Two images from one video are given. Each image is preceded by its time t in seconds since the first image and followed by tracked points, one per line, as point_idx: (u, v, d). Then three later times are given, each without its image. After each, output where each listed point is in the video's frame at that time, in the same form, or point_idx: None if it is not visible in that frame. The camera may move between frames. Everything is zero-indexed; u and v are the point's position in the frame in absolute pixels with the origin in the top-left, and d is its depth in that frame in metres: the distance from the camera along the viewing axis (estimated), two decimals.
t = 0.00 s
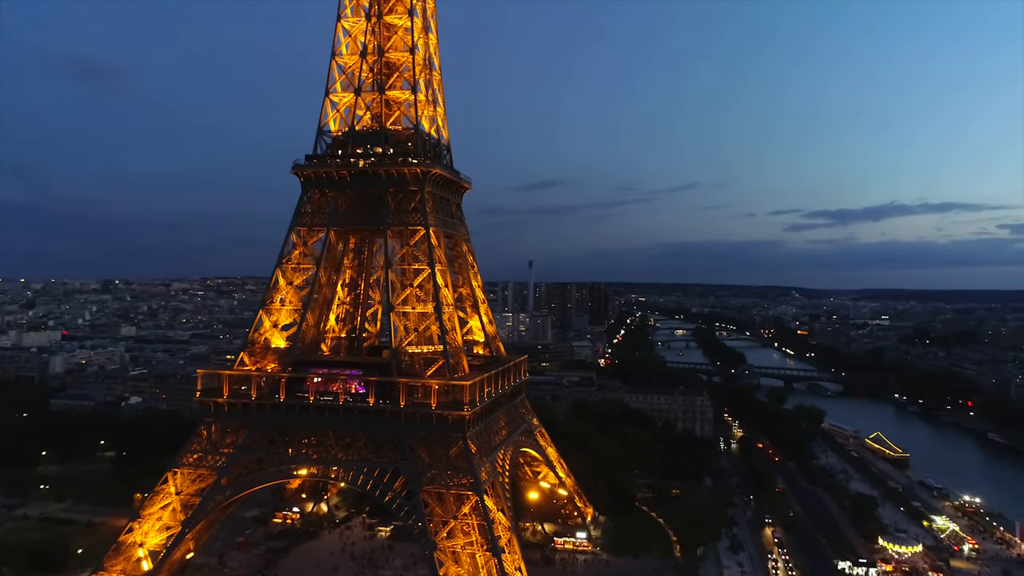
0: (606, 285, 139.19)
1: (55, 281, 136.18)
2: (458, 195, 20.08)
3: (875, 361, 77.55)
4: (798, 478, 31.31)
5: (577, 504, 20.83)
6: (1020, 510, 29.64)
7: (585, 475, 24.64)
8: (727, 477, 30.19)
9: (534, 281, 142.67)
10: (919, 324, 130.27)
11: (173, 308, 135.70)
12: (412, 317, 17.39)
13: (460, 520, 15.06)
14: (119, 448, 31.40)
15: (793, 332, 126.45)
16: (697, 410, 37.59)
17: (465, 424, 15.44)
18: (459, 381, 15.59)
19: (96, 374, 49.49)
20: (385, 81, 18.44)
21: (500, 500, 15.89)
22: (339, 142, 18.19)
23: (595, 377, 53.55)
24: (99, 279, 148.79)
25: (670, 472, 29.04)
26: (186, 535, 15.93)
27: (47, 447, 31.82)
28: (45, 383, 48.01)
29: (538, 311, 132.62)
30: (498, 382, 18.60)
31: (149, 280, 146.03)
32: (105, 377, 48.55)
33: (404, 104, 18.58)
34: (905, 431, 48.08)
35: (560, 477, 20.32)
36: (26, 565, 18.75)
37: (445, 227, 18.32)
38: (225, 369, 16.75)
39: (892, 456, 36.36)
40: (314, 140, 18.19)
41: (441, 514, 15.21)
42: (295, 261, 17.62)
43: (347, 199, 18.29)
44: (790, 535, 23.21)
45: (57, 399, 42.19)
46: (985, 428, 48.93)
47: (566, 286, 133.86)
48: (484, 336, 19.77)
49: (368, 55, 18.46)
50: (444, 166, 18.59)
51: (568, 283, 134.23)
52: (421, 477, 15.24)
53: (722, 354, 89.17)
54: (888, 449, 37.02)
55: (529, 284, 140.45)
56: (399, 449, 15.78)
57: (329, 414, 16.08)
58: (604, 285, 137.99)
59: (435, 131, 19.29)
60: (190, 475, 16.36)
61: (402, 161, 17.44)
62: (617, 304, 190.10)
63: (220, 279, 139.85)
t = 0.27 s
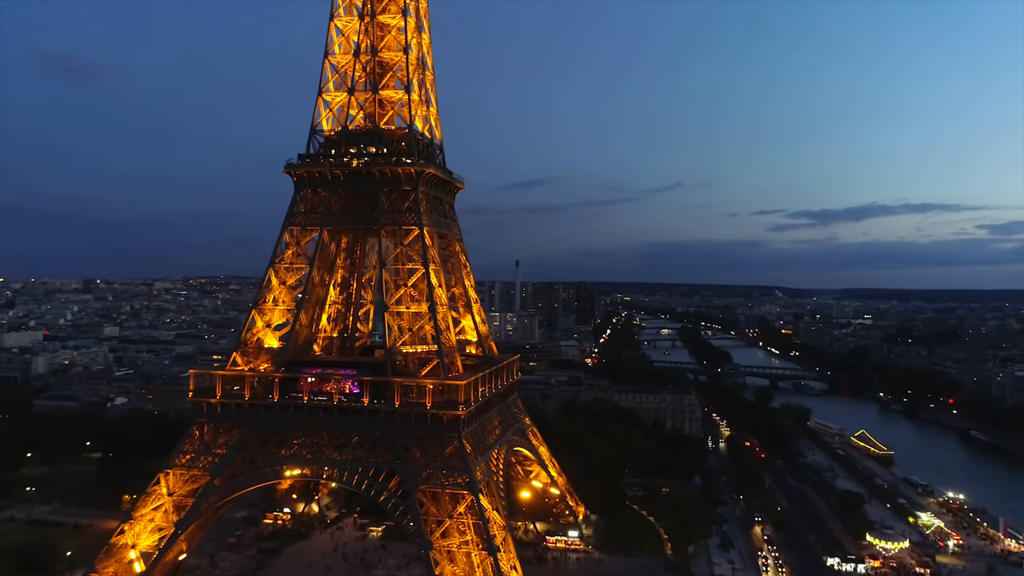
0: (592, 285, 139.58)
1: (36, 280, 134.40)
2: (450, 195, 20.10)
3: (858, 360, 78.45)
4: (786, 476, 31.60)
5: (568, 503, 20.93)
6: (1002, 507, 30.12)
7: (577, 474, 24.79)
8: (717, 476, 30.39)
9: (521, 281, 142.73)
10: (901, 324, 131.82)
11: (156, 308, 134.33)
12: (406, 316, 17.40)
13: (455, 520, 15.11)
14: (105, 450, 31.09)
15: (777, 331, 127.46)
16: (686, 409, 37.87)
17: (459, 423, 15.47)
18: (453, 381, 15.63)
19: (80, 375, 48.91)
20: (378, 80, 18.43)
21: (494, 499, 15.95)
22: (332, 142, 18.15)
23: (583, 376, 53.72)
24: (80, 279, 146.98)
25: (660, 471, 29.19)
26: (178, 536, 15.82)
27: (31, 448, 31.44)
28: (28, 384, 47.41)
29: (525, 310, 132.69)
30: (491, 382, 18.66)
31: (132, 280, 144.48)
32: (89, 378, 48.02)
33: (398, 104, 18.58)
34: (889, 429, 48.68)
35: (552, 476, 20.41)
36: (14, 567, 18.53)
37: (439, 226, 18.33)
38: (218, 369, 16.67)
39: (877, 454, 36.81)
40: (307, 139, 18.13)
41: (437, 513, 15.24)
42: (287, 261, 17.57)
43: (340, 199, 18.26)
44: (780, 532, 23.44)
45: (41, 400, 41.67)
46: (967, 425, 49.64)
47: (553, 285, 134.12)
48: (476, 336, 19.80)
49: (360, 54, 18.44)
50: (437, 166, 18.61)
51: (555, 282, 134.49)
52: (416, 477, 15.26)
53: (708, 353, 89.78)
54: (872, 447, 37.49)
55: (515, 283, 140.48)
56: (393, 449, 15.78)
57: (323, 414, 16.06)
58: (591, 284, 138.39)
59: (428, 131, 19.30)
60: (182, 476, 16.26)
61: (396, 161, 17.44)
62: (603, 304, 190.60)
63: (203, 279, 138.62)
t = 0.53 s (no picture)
0: (581, 284, 139.83)
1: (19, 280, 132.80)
2: (445, 195, 20.12)
3: (845, 359, 79.12)
4: (776, 474, 31.85)
5: (563, 502, 21.01)
6: (988, 504, 30.55)
7: (571, 473, 24.91)
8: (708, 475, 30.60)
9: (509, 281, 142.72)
10: (886, 323, 133.15)
11: (141, 308, 133.10)
12: (403, 316, 17.42)
13: (453, 519, 15.16)
14: (94, 451, 30.86)
15: (765, 331, 128.27)
16: (676, 408, 38.11)
17: (457, 423, 15.51)
18: (450, 381, 15.66)
19: (67, 376, 48.44)
20: (374, 80, 18.40)
21: (491, 498, 16.01)
22: (327, 141, 18.11)
23: (573, 376, 53.84)
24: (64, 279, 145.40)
25: (652, 471, 29.36)
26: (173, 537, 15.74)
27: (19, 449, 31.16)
28: (14, 385, 46.87)
29: (514, 310, 132.71)
30: (487, 382, 18.70)
31: (117, 280, 143.09)
32: (76, 378, 47.61)
33: (393, 104, 18.56)
34: (876, 427, 49.18)
35: (547, 475, 20.47)
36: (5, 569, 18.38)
37: (434, 226, 18.36)
38: (213, 369, 16.60)
39: (865, 452, 37.19)
40: (302, 139, 18.07)
41: (434, 513, 15.28)
42: (283, 261, 17.53)
43: (336, 199, 18.25)
44: (772, 530, 23.65)
45: (28, 400, 41.25)
46: (952, 424, 50.20)
47: (542, 285, 134.26)
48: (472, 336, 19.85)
49: (356, 54, 18.40)
50: (432, 166, 18.61)
51: (544, 282, 134.65)
52: (413, 476, 15.29)
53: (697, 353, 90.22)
54: (860, 446, 37.88)
55: (504, 283, 140.47)
56: (390, 449, 15.81)
57: (320, 414, 16.05)
58: (579, 284, 138.65)
59: (423, 131, 19.28)
60: (178, 476, 16.18)
61: (392, 161, 17.44)
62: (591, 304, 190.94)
63: (189, 279, 137.52)
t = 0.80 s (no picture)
0: (572, 284, 140.04)
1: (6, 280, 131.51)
2: (442, 195, 20.14)
3: (834, 358, 79.71)
4: (769, 473, 32.06)
5: (559, 501, 21.10)
6: (978, 501, 30.92)
7: (567, 472, 25.02)
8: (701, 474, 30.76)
9: (500, 280, 142.71)
10: (874, 322, 134.25)
11: (130, 308, 132.09)
12: (401, 316, 17.45)
13: (453, 518, 15.22)
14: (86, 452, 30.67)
15: (754, 330, 129.01)
16: (669, 407, 38.31)
17: (456, 422, 15.55)
18: (449, 380, 15.67)
19: (56, 377, 48.06)
20: (371, 80, 18.39)
21: (490, 497, 16.07)
22: (325, 141, 18.08)
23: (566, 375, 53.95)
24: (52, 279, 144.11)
25: (646, 469, 29.50)
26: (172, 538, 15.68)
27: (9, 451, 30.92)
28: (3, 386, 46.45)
29: (505, 310, 132.75)
30: (484, 381, 18.74)
31: (105, 280, 141.97)
32: (66, 379, 47.23)
33: (390, 105, 18.57)
34: (866, 426, 49.58)
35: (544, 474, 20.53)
36: None
37: (432, 226, 18.40)
38: (211, 369, 16.55)
39: (856, 450, 37.50)
40: (299, 139, 18.02)
41: (434, 512, 15.31)
42: (280, 261, 17.51)
43: (334, 199, 18.24)
44: (766, 528, 23.83)
45: (17, 401, 40.92)
46: (941, 422, 50.69)
47: (533, 285, 134.43)
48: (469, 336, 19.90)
49: (353, 54, 18.39)
50: (430, 166, 18.64)
51: (535, 282, 134.81)
52: (413, 476, 15.32)
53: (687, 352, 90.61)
54: (851, 444, 38.20)
55: (495, 283, 140.48)
56: (390, 448, 15.83)
57: (318, 414, 16.04)
58: (570, 284, 138.89)
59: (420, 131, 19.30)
60: (175, 477, 16.13)
61: (390, 161, 17.45)
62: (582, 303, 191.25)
63: (177, 279, 136.64)
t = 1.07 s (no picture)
0: (562, 284, 140.21)
1: None
2: (439, 195, 20.17)
3: (823, 357, 80.24)
4: (761, 472, 32.28)
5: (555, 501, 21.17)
6: (967, 498, 31.29)
7: (563, 471, 25.14)
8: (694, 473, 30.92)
9: (491, 280, 142.71)
10: (862, 322, 135.33)
11: (117, 308, 131.00)
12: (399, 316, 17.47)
13: (452, 518, 15.28)
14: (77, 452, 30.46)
15: (743, 330, 129.72)
16: (662, 406, 38.50)
17: (455, 422, 15.59)
18: (448, 380, 15.69)
19: (45, 377, 47.68)
20: (369, 80, 18.39)
21: (489, 496, 16.13)
22: (322, 141, 18.05)
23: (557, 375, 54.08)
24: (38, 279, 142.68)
25: (639, 468, 29.62)
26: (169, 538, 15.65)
27: None
28: None
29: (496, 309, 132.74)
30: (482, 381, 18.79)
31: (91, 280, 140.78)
32: (55, 380, 46.84)
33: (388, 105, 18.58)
34: (855, 424, 49.98)
35: (540, 473, 20.59)
36: None
37: (430, 227, 18.43)
38: (208, 369, 16.49)
39: (847, 449, 37.82)
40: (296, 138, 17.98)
41: (434, 511, 15.35)
42: (277, 261, 17.48)
43: (331, 199, 18.23)
44: (761, 526, 24.00)
45: (6, 401, 40.60)
46: (929, 420, 51.20)
47: (523, 285, 134.53)
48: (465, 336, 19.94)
49: (350, 53, 18.38)
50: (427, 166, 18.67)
51: (525, 282, 134.90)
52: (412, 476, 15.34)
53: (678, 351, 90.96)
54: (842, 442, 38.54)
55: (485, 283, 140.46)
56: (389, 448, 15.85)
57: (317, 414, 16.02)
58: (560, 284, 139.07)
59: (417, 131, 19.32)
60: (172, 477, 16.08)
61: (388, 161, 17.47)
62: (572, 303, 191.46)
63: (165, 278, 135.58)
